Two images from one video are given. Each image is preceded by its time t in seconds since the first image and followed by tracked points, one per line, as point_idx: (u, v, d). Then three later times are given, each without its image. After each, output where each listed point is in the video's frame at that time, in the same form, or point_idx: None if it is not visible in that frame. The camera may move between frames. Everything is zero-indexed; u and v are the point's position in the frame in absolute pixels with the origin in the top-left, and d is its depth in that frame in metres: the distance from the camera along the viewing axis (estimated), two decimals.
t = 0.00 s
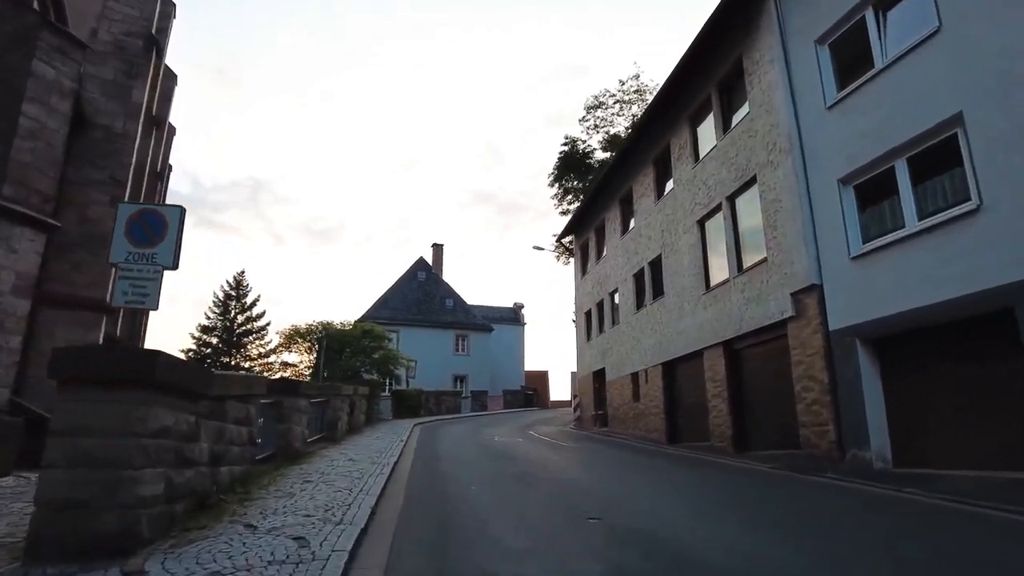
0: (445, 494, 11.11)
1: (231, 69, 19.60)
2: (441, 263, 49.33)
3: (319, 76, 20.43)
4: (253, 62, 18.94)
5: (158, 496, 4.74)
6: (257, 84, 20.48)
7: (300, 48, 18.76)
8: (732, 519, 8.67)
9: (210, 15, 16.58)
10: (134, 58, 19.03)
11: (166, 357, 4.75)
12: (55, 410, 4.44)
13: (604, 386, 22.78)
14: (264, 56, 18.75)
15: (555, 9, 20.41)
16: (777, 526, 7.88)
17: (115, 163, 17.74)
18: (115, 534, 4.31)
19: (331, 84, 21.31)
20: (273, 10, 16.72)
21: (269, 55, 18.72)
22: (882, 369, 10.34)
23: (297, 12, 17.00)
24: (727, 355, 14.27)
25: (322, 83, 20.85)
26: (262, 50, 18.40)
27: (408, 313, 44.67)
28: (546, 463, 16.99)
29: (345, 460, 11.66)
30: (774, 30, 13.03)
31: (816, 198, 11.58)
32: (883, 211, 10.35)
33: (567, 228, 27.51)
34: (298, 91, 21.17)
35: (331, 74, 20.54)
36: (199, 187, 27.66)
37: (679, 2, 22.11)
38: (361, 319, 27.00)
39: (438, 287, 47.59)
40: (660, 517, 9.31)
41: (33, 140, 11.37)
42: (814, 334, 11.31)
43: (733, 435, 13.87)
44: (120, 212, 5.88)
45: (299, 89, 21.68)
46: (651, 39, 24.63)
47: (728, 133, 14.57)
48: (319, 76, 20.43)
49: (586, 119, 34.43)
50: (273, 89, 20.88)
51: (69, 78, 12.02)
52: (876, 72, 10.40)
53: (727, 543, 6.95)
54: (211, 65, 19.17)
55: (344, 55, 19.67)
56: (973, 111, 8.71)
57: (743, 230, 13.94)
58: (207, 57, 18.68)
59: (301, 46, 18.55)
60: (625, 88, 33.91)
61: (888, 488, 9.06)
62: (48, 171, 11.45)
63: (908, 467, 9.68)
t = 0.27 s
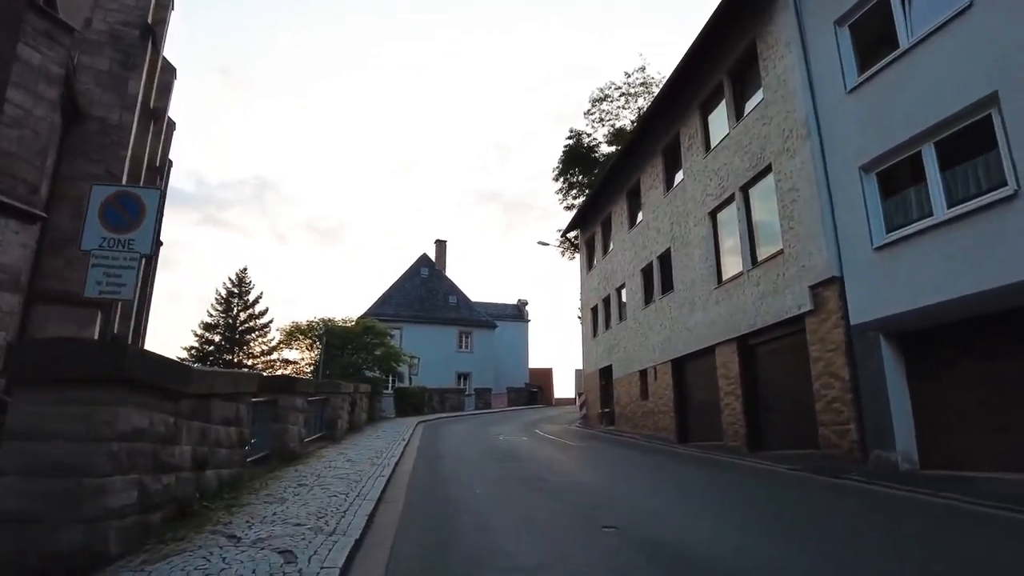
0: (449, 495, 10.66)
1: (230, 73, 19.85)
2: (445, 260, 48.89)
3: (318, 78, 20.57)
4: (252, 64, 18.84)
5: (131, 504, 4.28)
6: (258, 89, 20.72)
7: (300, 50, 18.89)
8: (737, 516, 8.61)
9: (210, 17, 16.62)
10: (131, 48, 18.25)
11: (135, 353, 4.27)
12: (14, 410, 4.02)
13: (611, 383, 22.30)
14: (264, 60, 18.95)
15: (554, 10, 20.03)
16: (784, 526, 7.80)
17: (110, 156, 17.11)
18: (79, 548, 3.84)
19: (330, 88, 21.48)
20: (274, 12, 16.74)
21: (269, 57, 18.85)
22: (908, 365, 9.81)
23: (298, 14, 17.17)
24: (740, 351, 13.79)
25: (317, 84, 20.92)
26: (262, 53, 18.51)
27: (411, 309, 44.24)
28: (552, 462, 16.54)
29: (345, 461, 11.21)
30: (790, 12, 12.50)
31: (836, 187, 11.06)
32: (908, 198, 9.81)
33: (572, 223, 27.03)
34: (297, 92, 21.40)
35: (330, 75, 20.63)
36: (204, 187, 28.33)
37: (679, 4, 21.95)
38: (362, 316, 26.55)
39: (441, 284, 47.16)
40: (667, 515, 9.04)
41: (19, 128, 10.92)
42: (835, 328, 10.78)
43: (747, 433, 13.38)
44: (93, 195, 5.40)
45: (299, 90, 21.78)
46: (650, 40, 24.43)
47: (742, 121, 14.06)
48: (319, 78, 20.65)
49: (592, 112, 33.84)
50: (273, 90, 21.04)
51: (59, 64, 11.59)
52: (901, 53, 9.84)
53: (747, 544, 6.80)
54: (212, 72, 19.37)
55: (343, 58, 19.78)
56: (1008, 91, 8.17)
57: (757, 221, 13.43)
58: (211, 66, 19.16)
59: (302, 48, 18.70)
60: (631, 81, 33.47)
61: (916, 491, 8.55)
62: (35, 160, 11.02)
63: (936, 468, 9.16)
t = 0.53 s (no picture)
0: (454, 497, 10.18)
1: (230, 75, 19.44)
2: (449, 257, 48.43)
3: (321, 79, 20.14)
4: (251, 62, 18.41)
5: (98, 515, 3.86)
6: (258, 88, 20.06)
7: (301, 49, 18.42)
8: (740, 515, 8.55)
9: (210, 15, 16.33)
10: (127, 38, 17.62)
11: (99, 346, 3.86)
12: None
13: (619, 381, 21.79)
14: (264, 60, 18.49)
15: (555, 10, 19.52)
16: (788, 528, 7.70)
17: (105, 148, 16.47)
18: (31, 565, 3.43)
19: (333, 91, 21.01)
20: (273, 10, 16.37)
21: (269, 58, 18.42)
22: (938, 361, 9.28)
23: (298, 12, 16.81)
24: (756, 347, 13.27)
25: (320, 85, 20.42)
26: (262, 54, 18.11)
27: (414, 307, 43.81)
28: (559, 462, 16.06)
29: (346, 462, 10.75)
30: None
31: (859, 174, 10.53)
32: (939, 184, 9.27)
33: (579, 218, 26.53)
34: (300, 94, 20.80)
35: (331, 74, 20.09)
36: (206, 183, 28.08)
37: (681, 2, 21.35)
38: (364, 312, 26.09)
39: (445, 281, 46.72)
40: (674, 516, 8.77)
41: (5, 114, 10.48)
42: (859, 323, 10.26)
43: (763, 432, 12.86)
44: (66, 173, 4.93)
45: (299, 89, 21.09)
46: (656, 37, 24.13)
47: (758, 108, 13.54)
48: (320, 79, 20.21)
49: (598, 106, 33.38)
50: (273, 89, 20.40)
51: (48, 48, 11.16)
52: (931, 33, 9.31)
53: (754, 552, 6.61)
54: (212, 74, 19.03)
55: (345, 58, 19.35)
56: None
57: (774, 212, 12.91)
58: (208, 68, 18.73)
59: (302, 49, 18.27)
60: (638, 75, 32.96)
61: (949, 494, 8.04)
62: (23, 149, 10.60)
63: (969, 471, 8.65)
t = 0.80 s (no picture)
0: (455, 504, 9.68)
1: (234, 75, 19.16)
2: (451, 256, 47.94)
3: (318, 76, 19.59)
4: (253, 62, 18.08)
5: (47, 533, 3.39)
6: (259, 88, 19.95)
7: (300, 49, 18.00)
8: (744, 515, 8.24)
9: (210, 16, 15.97)
10: (122, 31, 16.97)
11: (48, 343, 3.39)
12: None
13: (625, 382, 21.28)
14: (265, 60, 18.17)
15: (555, 10, 19.92)
16: (792, 528, 7.39)
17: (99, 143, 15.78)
18: None
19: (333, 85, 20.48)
20: (273, 11, 16.00)
21: (269, 58, 17.99)
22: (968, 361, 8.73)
23: (298, 12, 16.38)
24: (771, 346, 12.75)
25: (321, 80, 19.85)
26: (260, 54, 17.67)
27: (416, 307, 43.33)
28: (564, 464, 15.56)
29: (343, 466, 10.26)
30: None
31: (882, 164, 10.02)
32: (970, 174, 8.75)
33: (584, 215, 26.06)
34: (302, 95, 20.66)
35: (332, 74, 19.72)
36: (209, 185, 28.99)
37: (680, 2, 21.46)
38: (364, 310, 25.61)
39: (447, 280, 46.23)
40: (677, 514, 8.48)
41: None
42: (882, 320, 9.73)
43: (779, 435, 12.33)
44: (26, 151, 4.45)
45: (299, 89, 20.85)
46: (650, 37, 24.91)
47: (772, 98, 13.05)
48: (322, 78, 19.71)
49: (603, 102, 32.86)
50: (273, 89, 20.13)
51: (34, 34, 10.71)
52: (957, 16, 8.86)
53: (761, 550, 6.26)
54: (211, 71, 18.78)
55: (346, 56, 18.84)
56: None
57: (790, 205, 12.41)
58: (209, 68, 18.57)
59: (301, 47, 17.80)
60: (643, 70, 32.47)
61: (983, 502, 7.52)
62: (8, 140, 10.16)
63: (1004, 478, 8.11)
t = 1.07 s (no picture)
0: (455, 505, 9.20)
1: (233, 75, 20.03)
2: (452, 253, 47.46)
3: (317, 76, 20.60)
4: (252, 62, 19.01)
5: None
6: (258, 89, 20.75)
7: (300, 50, 18.95)
8: (744, 514, 8.30)
9: (203, 15, 16.59)
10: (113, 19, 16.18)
11: None
12: None
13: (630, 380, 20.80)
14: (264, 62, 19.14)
15: (555, 10, 19.77)
16: (792, 528, 7.28)
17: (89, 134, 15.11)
18: None
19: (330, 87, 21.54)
20: (273, 11, 16.87)
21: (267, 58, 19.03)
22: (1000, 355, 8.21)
23: (298, 13, 17.26)
24: (785, 342, 12.25)
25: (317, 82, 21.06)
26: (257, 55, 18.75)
27: (417, 305, 42.86)
28: (569, 464, 15.07)
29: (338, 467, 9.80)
30: None
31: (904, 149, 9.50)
32: (1002, 157, 8.21)
33: (587, 210, 25.61)
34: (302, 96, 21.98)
35: (331, 74, 20.69)
36: (211, 187, 28.53)
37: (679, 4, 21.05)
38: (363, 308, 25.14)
39: (448, 278, 45.76)
40: (690, 520, 8.03)
41: None
42: (906, 313, 9.23)
43: (793, 434, 11.83)
44: None
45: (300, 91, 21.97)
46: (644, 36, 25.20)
47: (785, 84, 12.56)
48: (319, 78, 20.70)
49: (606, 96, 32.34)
50: (273, 90, 21.17)
51: (15, 17, 10.22)
52: None
53: (758, 549, 6.19)
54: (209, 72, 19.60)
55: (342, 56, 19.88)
56: None
57: (804, 194, 11.92)
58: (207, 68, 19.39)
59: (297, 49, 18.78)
60: (647, 64, 31.99)
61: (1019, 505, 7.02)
62: None
63: None
